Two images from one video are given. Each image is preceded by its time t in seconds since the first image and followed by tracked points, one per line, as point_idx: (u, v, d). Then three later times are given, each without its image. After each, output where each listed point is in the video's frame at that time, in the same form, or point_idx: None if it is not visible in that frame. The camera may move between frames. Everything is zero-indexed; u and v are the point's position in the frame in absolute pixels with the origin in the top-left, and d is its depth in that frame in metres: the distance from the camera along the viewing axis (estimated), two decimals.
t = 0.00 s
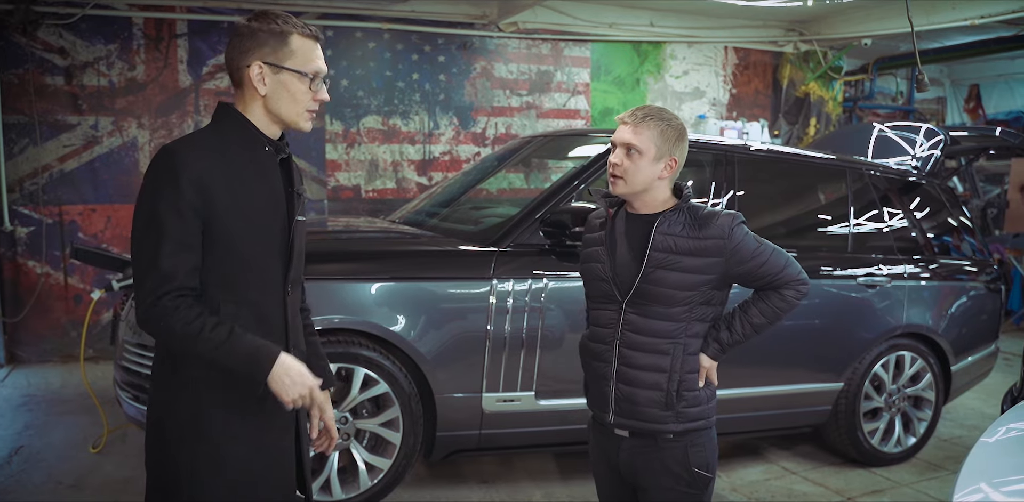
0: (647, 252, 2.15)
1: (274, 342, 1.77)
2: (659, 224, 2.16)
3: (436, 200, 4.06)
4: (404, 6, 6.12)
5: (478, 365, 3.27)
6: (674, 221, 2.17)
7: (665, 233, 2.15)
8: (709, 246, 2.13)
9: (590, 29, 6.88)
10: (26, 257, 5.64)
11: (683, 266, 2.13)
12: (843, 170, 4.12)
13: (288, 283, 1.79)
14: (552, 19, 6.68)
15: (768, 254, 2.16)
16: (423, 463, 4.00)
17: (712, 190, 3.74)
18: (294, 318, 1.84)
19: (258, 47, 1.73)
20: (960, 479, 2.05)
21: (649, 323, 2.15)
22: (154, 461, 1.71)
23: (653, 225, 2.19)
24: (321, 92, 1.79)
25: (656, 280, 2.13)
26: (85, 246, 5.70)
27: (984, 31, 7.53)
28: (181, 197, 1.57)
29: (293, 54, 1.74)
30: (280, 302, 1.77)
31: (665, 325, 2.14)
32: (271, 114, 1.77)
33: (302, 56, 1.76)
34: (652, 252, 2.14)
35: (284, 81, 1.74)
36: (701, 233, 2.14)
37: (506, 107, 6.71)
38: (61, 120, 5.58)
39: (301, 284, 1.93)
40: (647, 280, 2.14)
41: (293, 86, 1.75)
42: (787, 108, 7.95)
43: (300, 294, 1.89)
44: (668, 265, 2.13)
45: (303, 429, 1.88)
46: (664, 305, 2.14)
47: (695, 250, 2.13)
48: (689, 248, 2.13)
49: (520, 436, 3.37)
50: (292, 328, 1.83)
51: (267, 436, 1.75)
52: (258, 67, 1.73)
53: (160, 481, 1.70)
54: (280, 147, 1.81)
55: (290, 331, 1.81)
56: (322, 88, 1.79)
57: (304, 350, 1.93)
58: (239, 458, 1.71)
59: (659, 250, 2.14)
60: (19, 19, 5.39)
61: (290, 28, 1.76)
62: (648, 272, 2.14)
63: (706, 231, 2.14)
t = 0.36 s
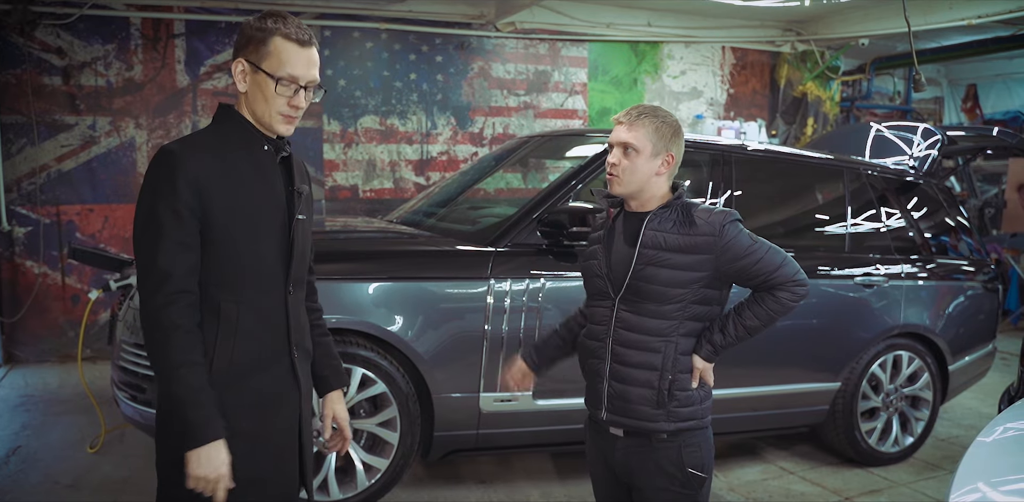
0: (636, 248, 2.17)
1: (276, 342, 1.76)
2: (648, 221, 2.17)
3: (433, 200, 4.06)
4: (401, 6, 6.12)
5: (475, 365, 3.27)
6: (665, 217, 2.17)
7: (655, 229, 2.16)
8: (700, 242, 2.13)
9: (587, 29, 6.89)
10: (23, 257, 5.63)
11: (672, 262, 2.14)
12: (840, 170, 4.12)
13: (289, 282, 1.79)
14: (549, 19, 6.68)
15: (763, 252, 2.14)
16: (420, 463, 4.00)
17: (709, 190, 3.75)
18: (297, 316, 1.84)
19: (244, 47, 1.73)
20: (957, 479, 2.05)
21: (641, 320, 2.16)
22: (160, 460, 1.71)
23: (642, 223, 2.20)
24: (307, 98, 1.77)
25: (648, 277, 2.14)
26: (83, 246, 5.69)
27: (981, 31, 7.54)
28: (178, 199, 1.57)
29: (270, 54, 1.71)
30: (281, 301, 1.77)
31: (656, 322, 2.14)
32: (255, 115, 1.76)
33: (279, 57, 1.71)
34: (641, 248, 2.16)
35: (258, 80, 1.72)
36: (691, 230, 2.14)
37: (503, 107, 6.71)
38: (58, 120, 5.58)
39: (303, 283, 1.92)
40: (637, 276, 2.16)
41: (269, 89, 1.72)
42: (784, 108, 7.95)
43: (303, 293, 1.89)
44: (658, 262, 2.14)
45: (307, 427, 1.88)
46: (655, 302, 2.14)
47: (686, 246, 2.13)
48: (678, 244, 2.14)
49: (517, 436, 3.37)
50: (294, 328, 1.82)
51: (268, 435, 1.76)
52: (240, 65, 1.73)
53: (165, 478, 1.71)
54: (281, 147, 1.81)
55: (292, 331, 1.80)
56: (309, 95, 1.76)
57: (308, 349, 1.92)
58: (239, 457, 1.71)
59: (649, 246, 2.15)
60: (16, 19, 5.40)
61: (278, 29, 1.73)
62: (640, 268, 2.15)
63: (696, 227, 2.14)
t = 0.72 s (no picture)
0: (619, 245, 2.20)
1: (277, 343, 1.76)
2: (630, 218, 2.20)
3: (431, 200, 4.06)
4: (399, 6, 6.12)
5: (473, 365, 3.28)
6: (648, 214, 2.18)
7: (636, 225, 2.18)
8: (679, 240, 2.12)
9: (585, 29, 6.89)
10: (21, 257, 5.63)
11: (652, 260, 2.14)
12: (838, 170, 4.13)
13: (292, 284, 1.78)
14: (547, 19, 6.69)
15: (746, 252, 2.09)
16: (418, 463, 4.00)
17: (707, 190, 3.75)
18: (301, 318, 1.84)
19: (246, 48, 1.71)
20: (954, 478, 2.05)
21: (625, 317, 2.17)
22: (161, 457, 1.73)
23: (626, 219, 2.22)
24: (310, 97, 1.74)
25: (630, 274, 2.16)
26: (81, 246, 5.70)
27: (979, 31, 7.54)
28: (177, 200, 1.58)
29: (273, 55, 1.69)
30: (283, 302, 1.76)
31: (638, 321, 2.15)
32: (261, 117, 1.75)
33: (283, 59, 1.70)
34: (623, 245, 2.19)
35: (264, 82, 1.71)
36: (671, 227, 2.14)
37: (501, 107, 6.72)
38: (56, 120, 5.58)
39: (309, 284, 1.92)
40: (619, 273, 2.18)
41: (274, 89, 1.71)
42: (782, 108, 7.96)
43: (308, 294, 1.88)
44: (638, 259, 2.16)
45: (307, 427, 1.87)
46: (638, 301, 2.16)
47: (665, 243, 2.13)
48: (659, 241, 2.14)
49: (515, 435, 3.37)
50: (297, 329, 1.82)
51: (267, 435, 1.76)
52: (244, 67, 1.71)
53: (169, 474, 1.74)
54: (286, 148, 1.81)
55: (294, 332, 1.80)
56: (311, 93, 1.74)
57: (312, 349, 1.92)
58: (236, 458, 1.72)
59: (630, 243, 2.17)
60: (14, 19, 5.40)
61: (281, 29, 1.71)
62: (621, 265, 2.18)
63: (676, 224, 2.13)
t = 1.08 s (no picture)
0: (616, 245, 2.20)
1: (281, 343, 1.76)
2: (626, 218, 2.20)
3: (431, 200, 4.06)
4: (398, 6, 6.12)
5: (473, 365, 3.28)
6: (644, 214, 2.18)
7: (632, 225, 2.18)
8: (675, 240, 2.12)
9: (584, 29, 6.89)
10: (21, 257, 5.64)
11: (648, 261, 2.14)
12: (837, 170, 4.13)
13: (295, 284, 1.78)
14: (547, 19, 6.70)
15: (741, 252, 2.09)
16: (419, 463, 4.00)
17: (706, 190, 3.75)
18: (303, 318, 1.84)
19: (274, 53, 1.72)
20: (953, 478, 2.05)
21: (623, 317, 2.18)
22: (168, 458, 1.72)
23: (623, 218, 2.22)
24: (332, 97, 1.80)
25: (625, 274, 2.17)
26: (81, 246, 5.70)
27: (979, 31, 7.54)
28: (184, 201, 1.58)
29: (309, 60, 1.74)
30: (287, 302, 1.77)
31: (635, 321, 2.16)
32: (283, 118, 1.76)
33: (317, 62, 1.76)
34: (620, 245, 2.19)
35: (300, 86, 1.74)
36: (666, 227, 2.14)
37: (501, 107, 6.72)
38: (57, 120, 5.58)
39: (310, 285, 1.92)
40: (615, 274, 2.18)
41: (309, 92, 1.75)
42: (782, 108, 7.96)
43: (309, 294, 1.89)
44: (634, 260, 2.16)
45: (310, 427, 1.88)
46: (635, 301, 2.16)
47: (661, 244, 2.13)
48: (655, 241, 2.14)
49: (515, 436, 3.38)
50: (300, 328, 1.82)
51: (272, 434, 1.76)
52: (274, 72, 1.72)
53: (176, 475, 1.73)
54: (288, 148, 1.81)
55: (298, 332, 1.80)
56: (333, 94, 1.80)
57: (313, 349, 1.92)
58: (243, 457, 1.72)
59: (625, 244, 2.18)
60: (14, 20, 5.40)
61: (304, 33, 1.76)
62: (617, 266, 2.18)
63: (671, 225, 2.13)
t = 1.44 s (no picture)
0: (622, 247, 2.18)
1: (279, 343, 1.76)
2: (635, 220, 2.18)
3: (431, 200, 4.06)
4: (398, 6, 6.12)
5: (473, 365, 3.27)
6: (652, 217, 2.17)
7: (641, 228, 2.17)
8: (685, 244, 2.12)
9: (585, 29, 6.89)
10: (22, 257, 5.64)
11: (655, 263, 2.14)
12: (838, 170, 4.13)
13: (293, 284, 1.79)
14: (547, 19, 6.70)
15: (750, 255, 2.11)
16: (419, 463, 4.00)
17: (706, 190, 3.75)
18: (301, 318, 1.84)
19: (276, 53, 1.72)
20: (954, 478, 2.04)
21: (629, 320, 2.17)
22: (164, 459, 1.71)
23: (630, 222, 2.21)
24: (334, 101, 1.80)
25: (633, 276, 2.15)
26: (82, 246, 5.70)
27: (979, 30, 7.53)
28: (186, 200, 1.58)
29: (311, 62, 1.74)
30: (286, 302, 1.77)
31: (641, 322, 2.15)
32: (284, 119, 1.76)
33: (319, 65, 1.76)
34: (627, 247, 2.17)
35: (301, 88, 1.74)
36: (675, 230, 2.14)
37: (501, 107, 6.72)
38: (57, 120, 5.58)
39: (307, 286, 1.92)
40: (621, 276, 2.17)
41: (309, 94, 1.75)
42: (783, 108, 7.95)
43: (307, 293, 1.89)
44: (642, 262, 2.15)
45: (307, 427, 1.88)
46: (641, 303, 2.16)
47: (671, 247, 2.13)
48: (664, 244, 2.13)
49: (514, 436, 3.37)
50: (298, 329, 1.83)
51: (271, 434, 1.76)
52: (276, 73, 1.72)
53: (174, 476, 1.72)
54: (287, 148, 1.81)
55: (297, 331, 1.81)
56: (335, 98, 1.80)
57: (310, 350, 1.92)
58: (243, 458, 1.72)
59: (633, 246, 2.16)
60: (14, 20, 5.40)
61: (308, 35, 1.76)
62: (625, 268, 2.16)
63: (681, 229, 2.13)
